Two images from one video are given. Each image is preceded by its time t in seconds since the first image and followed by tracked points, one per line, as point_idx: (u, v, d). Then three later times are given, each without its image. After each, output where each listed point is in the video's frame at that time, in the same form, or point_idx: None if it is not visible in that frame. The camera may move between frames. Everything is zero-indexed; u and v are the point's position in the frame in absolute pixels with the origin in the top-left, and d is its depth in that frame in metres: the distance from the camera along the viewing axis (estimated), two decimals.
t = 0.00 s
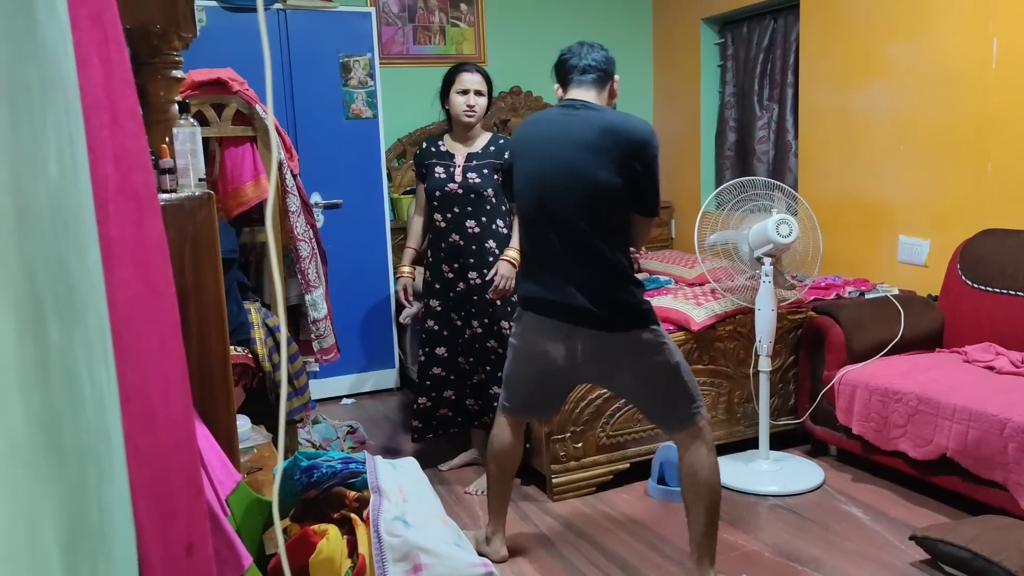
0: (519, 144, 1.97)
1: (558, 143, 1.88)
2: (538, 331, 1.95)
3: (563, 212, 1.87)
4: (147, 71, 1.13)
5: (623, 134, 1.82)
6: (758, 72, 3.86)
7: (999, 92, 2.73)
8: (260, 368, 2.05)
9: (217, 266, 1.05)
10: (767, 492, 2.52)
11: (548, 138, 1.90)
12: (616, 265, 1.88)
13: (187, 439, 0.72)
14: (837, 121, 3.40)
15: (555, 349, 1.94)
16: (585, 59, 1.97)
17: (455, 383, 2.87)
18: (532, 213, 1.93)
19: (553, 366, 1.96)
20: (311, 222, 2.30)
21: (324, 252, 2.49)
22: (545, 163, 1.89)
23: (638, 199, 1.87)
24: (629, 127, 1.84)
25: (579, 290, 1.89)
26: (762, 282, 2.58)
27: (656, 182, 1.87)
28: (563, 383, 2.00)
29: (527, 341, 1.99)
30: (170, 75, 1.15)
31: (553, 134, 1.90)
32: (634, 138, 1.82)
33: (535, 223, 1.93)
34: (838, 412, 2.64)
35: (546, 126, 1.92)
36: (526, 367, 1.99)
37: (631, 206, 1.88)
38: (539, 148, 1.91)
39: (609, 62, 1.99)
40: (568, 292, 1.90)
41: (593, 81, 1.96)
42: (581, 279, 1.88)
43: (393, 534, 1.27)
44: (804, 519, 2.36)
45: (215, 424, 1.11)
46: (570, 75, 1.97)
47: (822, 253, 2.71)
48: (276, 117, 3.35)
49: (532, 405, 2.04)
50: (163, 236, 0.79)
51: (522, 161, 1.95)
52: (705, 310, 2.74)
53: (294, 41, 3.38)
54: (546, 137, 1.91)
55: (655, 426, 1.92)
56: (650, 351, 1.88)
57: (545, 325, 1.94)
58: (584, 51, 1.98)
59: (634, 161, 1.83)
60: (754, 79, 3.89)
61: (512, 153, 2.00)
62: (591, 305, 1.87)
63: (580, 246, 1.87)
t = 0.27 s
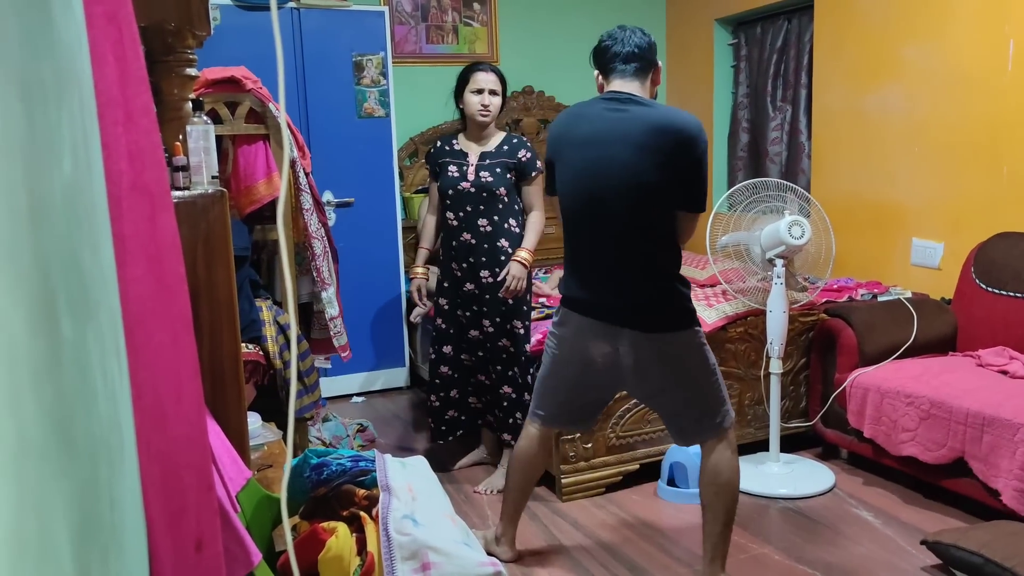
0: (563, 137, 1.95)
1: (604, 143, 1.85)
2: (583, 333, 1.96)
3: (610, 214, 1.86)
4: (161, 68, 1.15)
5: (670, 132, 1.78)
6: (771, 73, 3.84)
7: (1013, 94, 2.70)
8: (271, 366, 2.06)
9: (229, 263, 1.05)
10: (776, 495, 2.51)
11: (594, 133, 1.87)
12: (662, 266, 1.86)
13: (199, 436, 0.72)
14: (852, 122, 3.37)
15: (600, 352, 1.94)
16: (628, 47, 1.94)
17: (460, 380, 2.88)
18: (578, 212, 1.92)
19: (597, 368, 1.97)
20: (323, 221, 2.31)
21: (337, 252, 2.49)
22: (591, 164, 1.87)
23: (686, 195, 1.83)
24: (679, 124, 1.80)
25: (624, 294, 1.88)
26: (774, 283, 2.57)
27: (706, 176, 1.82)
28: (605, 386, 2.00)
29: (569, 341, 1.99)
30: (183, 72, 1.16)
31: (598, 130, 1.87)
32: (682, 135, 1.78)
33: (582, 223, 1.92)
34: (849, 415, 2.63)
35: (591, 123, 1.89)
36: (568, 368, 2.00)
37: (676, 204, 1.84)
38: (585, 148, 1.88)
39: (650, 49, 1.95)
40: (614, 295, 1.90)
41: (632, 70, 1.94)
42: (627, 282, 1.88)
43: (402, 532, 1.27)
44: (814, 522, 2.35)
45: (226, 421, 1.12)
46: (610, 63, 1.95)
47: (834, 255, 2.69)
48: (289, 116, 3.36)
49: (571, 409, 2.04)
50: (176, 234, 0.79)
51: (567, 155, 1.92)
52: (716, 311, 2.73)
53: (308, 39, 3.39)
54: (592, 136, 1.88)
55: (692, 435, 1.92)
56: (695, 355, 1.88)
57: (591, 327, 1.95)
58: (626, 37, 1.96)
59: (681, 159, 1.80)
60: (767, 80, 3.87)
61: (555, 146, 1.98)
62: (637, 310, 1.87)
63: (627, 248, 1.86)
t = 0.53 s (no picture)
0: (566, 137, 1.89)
1: (621, 144, 1.82)
2: (590, 331, 1.92)
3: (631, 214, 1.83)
4: (181, 66, 1.15)
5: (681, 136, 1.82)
6: (792, 71, 3.81)
7: None
8: (289, 362, 2.08)
9: (248, 260, 1.05)
10: (794, 496, 2.49)
11: (605, 134, 1.84)
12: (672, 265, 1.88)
13: (218, 431, 0.73)
14: (873, 121, 3.34)
15: (607, 350, 1.91)
16: (626, 47, 1.93)
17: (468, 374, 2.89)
18: (592, 212, 1.87)
19: (603, 367, 1.94)
20: (342, 218, 2.32)
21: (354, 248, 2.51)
22: (609, 164, 1.82)
23: (687, 195, 1.89)
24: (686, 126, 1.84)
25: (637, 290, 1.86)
26: (794, 283, 2.54)
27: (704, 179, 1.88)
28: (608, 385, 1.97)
29: (571, 338, 1.95)
30: (204, 70, 1.16)
31: (609, 131, 1.83)
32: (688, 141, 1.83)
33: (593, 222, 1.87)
34: (868, 416, 2.61)
35: (600, 122, 1.85)
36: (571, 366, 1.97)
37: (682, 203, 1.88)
38: (602, 147, 1.83)
39: (644, 50, 1.96)
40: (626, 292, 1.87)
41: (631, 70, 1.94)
42: (641, 280, 1.86)
43: (418, 528, 1.28)
44: (832, 523, 2.33)
45: (244, 416, 1.13)
46: (608, 63, 1.94)
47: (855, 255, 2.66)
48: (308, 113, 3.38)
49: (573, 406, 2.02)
50: (196, 232, 0.80)
51: (575, 157, 1.87)
52: (735, 310, 2.72)
53: (327, 37, 3.41)
54: (606, 135, 1.83)
55: (694, 432, 1.92)
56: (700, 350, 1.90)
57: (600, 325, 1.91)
58: (624, 35, 1.95)
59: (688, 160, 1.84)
60: (787, 78, 3.84)
61: (553, 146, 1.91)
62: (650, 308, 1.85)
63: (643, 247, 1.85)
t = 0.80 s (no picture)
0: (516, 138, 1.82)
1: (577, 150, 1.80)
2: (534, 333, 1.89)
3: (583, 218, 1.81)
4: (200, 65, 1.15)
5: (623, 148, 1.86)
6: (811, 68, 3.78)
7: None
8: (306, 359, 2.09)
9: (265, 258, 1.06)
10: (812, 497, 2.47)
11: (556, 139, 1.80)
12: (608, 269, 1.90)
13: (231, 427, 0.73)
14: (893, 119, 3.31)
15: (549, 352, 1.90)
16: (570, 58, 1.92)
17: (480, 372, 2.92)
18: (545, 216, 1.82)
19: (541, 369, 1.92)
20: (358, 216, 2.33)
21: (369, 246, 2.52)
22: (568, 171, 1.79)
23: (624, 209, 1.92)
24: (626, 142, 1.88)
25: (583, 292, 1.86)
26: (811, 282, 2.52)
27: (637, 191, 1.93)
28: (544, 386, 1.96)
29: (513, 335, 1.91)
30: (223, 69, 1.16)
31: (561, 136, 1.81)
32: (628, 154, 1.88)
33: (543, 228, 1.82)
34: (887, 417, 2.58)
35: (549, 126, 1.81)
36: (508, 368, 1.95)
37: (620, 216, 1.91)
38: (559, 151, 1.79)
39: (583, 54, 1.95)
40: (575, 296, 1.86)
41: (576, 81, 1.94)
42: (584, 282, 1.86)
43: (434, 527, 1.28)
44: (851, 525, 2.31)
45: (262, 413, 1.13)
46: (557, 75, 1.93)
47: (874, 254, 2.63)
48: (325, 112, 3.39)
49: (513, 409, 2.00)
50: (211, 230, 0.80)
51: (525, 159, 1.81)
52: (752, 310, 2.70)
53: (345, 35, 3.42)
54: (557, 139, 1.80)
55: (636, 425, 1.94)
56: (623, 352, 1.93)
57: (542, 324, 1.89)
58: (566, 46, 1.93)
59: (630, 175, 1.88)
60: (806, 76, 3.81)
61: (497, 147, 1.83)
62: (592, 306, 1.85)
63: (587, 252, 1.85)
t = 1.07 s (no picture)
0: (470, 119, 2.03)
1: (522, 126, 2.02)
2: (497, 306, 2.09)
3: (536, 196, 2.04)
4: (205, 68, 1.15)
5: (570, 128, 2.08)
6: (815, 72, 3.78)
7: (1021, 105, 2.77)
8: (309, 363, 2.09)
9: (269, 261, 1.06)
10: (816, 501, 2.46)
11: (506, 118, 2.02)
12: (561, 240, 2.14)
13: (233, 430, 0.73)
14: (897, 122, 3.30)
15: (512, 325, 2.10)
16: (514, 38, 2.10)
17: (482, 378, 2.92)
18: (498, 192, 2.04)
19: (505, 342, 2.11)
20: (360, 219, 2.33)
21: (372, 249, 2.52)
22: (520, 153, 2.02)
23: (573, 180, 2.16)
24: (570, 117, 2.10)
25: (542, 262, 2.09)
26: (816, 286, 2.51)
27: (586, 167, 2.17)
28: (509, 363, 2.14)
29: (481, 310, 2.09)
30: (227, 73, 1.16)
31: (510, 115, 2.02)
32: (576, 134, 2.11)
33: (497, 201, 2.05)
34: (891, 421, 2.57)
35: (500, 105, 2.03)
36: (478, 339, 2.10)
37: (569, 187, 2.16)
38: (509, 132, 2.01)
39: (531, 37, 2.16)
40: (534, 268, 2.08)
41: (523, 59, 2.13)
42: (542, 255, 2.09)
43: (436, 531, 1.28)
44: (855, 530, 2.30)
45: (265, 416, 1.13)
46: (505, 52, 2.10)
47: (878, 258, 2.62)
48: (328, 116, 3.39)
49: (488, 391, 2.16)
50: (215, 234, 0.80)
51: (479, 138, 2.03)
52: (755, 314, 2.70)
53: (348, 39, 3.42)
54: (506, 120, 2.02)
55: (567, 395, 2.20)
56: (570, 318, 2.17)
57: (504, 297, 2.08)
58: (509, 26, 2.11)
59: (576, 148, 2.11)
60: (810, 80, 3.80)
61: (454, 126, 2.05)
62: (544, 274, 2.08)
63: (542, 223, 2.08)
